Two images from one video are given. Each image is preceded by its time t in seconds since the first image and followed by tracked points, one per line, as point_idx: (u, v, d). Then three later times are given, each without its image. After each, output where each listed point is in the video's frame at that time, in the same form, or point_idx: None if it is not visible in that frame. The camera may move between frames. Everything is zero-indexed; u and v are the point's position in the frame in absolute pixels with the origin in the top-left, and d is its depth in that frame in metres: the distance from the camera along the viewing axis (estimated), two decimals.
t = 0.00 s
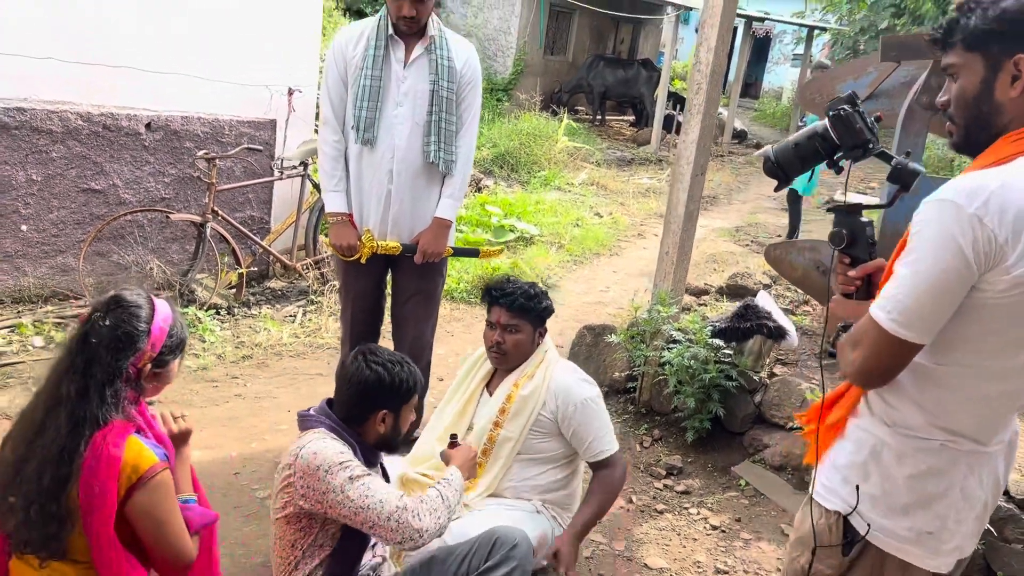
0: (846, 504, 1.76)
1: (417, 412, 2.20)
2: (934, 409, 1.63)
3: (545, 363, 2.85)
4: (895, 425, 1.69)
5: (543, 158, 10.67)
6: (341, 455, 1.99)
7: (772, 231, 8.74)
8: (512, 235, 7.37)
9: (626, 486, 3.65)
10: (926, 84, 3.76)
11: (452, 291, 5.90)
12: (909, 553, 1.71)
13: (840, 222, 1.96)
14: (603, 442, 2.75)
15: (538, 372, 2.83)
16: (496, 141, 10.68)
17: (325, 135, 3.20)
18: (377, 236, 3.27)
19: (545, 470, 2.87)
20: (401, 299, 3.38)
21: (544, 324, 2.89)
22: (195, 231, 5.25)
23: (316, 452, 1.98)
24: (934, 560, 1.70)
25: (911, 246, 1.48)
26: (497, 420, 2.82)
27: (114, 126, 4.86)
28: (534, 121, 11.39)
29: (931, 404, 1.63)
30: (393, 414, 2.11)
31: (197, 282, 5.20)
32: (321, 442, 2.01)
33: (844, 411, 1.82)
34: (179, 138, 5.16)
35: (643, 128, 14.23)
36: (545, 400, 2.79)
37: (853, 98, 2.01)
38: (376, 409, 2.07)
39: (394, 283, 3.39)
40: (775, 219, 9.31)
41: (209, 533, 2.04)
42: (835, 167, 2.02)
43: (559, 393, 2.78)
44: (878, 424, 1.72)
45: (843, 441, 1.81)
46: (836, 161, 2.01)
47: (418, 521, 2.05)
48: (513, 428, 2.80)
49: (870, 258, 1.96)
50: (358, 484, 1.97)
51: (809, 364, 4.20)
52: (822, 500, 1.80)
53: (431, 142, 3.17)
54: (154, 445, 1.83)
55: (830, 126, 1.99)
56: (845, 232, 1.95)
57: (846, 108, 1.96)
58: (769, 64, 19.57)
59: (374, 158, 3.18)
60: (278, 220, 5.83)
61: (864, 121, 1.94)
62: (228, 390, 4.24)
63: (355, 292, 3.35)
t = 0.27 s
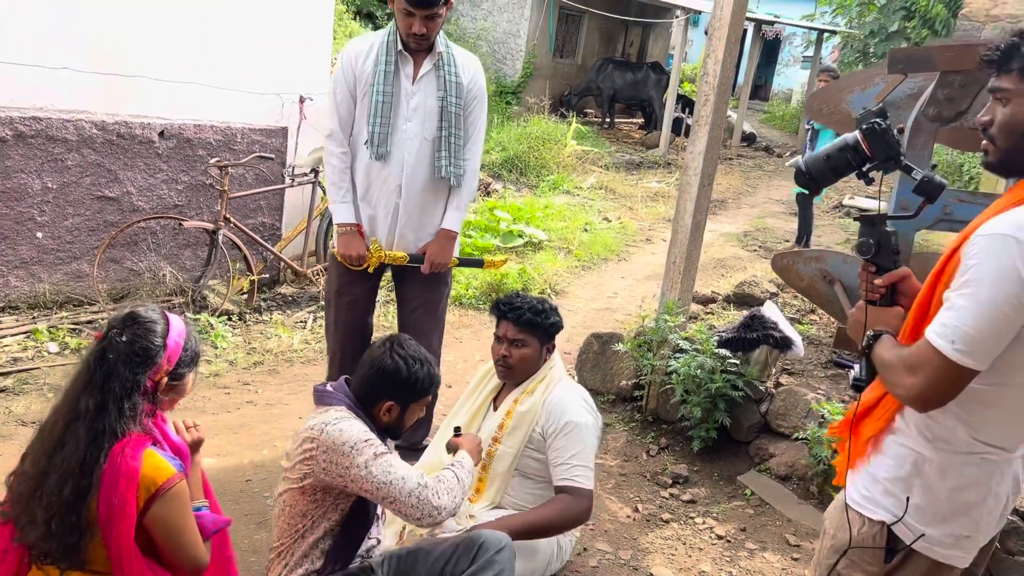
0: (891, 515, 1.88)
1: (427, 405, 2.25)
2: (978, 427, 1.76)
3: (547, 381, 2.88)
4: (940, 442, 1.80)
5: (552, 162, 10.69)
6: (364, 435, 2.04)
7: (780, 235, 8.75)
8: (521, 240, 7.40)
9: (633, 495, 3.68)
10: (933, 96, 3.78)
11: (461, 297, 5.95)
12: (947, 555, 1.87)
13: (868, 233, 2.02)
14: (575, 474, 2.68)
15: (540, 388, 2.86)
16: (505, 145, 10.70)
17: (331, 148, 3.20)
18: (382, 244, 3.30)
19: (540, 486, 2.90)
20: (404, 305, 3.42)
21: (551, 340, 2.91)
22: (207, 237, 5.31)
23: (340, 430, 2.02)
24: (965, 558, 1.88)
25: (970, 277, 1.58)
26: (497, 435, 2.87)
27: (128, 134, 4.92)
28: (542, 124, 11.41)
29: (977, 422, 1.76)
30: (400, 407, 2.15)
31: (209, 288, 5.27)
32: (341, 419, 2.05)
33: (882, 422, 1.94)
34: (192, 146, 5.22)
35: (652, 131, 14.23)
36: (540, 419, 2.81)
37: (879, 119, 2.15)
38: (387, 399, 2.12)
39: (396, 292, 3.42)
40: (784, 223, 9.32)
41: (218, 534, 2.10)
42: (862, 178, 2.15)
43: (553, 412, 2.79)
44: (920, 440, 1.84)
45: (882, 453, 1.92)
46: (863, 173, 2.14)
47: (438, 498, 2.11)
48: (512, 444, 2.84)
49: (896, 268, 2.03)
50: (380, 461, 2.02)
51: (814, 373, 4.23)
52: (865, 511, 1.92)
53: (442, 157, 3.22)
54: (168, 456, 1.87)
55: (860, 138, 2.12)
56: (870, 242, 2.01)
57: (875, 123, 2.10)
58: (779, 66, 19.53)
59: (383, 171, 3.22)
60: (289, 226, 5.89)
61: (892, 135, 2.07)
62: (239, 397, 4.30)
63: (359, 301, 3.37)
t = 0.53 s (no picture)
0: (939, 521, 1.92)
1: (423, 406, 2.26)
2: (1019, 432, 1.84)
3: (547, 394, 2.89)
4: (983, 448, 1.86)
5: (562, 160, 10.71)
6: (363, 437, 2.07)
7: (790, 234, 8.73)
8: (529, 240, 7.41)
9: (636, 498, 3.71)
10: (938, 99, 3.75)
11: (468, 298, 5.98)
12: (991, 555, 1.94)
13: (886, 242, 2.06)
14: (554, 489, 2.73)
15: (539, 400, 2.88)
16: (515, 143, 10.70)
17: (315, 153, 3.18)
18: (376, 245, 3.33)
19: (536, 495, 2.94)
20: (402, 308, 3.44)
21: (556, 352, 2.92)
22: (217, 239, 5.36)
23: (340, 429, 2.04)
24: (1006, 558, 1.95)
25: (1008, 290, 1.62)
26: (495, 445, 2.92)
27: (138, 137, 4.98)
28: (553, 123, 11.41)
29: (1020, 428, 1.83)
30: (398, 406, 2.17)
31: (219, 290, 5.33)
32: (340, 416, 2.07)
33: (920, 432, 1.97)
34: (201, 148, 5.28)
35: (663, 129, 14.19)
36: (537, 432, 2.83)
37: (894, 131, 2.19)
38: (387, 396, 2.14)
39: (392, 293, 3.44)
40: (794, 222, 9.28)
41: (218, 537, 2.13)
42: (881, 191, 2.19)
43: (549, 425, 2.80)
44: (961, 447, 1.89)
45: (922, 461, 1.96)
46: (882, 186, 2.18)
47: (422, 512, 2.15)
48: (508, 454, 2.88)
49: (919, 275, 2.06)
50: (372, 466, 2.06)
51: (819, 377, 4.24)
52: (910, 519, 1.95)
53: (428, 159, 3.27)
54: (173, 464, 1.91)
55: (882, 152, 2.15)
56: (893, 252, 2.04)
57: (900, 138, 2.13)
58: (792, 62, 19.41)
59: (372, 176, 3.24)
60: (298, 228, 5.94)
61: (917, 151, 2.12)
62: (248, 398, 4.35)
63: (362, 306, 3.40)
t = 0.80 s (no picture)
0: (933, 525, 1.84)
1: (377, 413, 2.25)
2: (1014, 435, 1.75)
3: (546, 397, 2.90)
4: (977, 451, 1.77)
5: (571, 154, 10.70)
6: (301, 462, 2.09)
7: (799, 228, 8.68)
8: (536, 235, 7.41)
9: (633, 496, 3.71)
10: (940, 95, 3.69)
11: (472, 294, 5.99)
12: (987, 561, 1.85)
13: (886, 255, 1.99)
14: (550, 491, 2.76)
15: (537, 403, 2.89)
16: (524, 137, 10.68)
17: (306, 151, 3.20)
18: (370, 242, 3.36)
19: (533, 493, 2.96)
20: (396, 306, 3.43)
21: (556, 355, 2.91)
22: (221, 236, 5.40)
23: (280, 455, 2.08)
24: (1003, 564, 1.86)
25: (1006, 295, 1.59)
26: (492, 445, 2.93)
27: (143, 136, 5.02)
28: (562, 116, 11.39)
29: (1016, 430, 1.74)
30: (349, 420, 2.17)
31: (223, 287, 5.37)
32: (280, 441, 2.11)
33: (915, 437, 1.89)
34: (206, 146, 5.31)
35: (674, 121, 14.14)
36: (535, 433, 2.85)
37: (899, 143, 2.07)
38: (333, 413, 2.15)
39: (387, 290, 3.45)
40: (804, 216, 9.23)
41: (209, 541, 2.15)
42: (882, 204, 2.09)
43: (548, 427, 2.82)
44: (955, 449, 1.80)
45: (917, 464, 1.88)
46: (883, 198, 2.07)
47: (350, 544, 2.12)
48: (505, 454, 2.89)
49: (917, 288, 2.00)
50: (307, 495, 2.08)
51: (819, 375, 4.22)
52: (905, 521, 1.88)
53: (416, 156, 3.30)
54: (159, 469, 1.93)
55: (881, 164, 2.04)
56: (892, 265, 1.98)
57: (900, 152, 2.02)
58: (806, 53, 19.26)
59: (362, 172, 3.26)
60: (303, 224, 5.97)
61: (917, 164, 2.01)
62: (250, 395, 4.38)
63: (357, 304, 3.43)
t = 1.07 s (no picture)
0: (904, 531, 1.81)
1: (332, 407, 2.28)
2: (987, 443, 1.70)
3: (539, 393, 2.88)
4: (949, 458, 1.74)
5: (578, 145, 10.66)
6: (235, 460, 2.13)
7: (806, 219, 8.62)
8: (539, 228, 7.39)
9: (624, 491, 3.71)
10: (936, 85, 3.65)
11: (472, 287, 5.99)
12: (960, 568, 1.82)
13: (859, 276, 1.92)
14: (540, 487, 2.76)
15: (529, 399, 2.87)
16: (531, 128, 10.64)
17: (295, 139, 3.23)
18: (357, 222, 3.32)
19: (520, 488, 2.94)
20: (386, 302, 3.45)
21: (550, 352, 2.87)
22: (220, 231, 5.42)
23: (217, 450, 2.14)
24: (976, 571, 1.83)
25: (975, 302, 1.49)
26: (483, 438, 2.90)
27: (141, 132, 5.04)
28: (570, 107, 11.34)
29: (989, 438, 1.69)
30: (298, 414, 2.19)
31: (222, 281, 5.41)
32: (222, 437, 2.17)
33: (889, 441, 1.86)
34: (204, 141, 5.34)
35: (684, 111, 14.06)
36: (526, 428, 2.84)
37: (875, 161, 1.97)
38: (279, 409, 2.17)
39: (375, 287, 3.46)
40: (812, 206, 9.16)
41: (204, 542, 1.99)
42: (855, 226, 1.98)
43: (540, 422, 2.81)
44: (927, 455, 1.77)
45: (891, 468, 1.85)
46: (854, 221, 1.97)
47: (265, 551, 2.12)
48: (496, 448, 2.87)
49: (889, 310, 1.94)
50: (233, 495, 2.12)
51: (813, 369, 4.19)
52: (875, 526, 1.85)
53: (406, 154, 3.26)
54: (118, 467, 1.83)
55: (853, 185, 1.94)
56: (863, 286, 1.92)
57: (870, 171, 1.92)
58: (819, 41, 19.07)
59: (349, 166, 3.27)
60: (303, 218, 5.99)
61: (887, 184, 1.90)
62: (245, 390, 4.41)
63: (345, 300, 3.45)
